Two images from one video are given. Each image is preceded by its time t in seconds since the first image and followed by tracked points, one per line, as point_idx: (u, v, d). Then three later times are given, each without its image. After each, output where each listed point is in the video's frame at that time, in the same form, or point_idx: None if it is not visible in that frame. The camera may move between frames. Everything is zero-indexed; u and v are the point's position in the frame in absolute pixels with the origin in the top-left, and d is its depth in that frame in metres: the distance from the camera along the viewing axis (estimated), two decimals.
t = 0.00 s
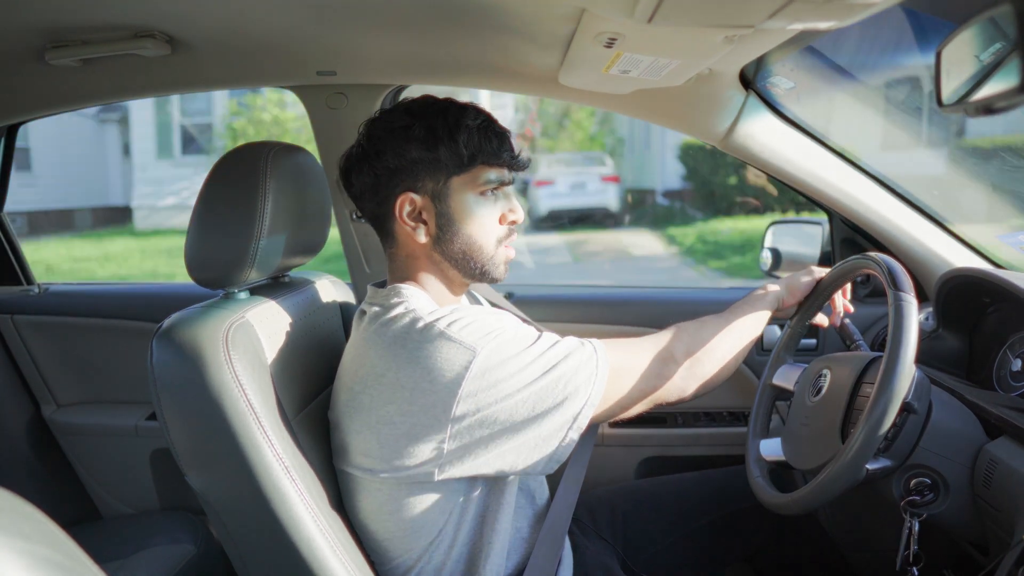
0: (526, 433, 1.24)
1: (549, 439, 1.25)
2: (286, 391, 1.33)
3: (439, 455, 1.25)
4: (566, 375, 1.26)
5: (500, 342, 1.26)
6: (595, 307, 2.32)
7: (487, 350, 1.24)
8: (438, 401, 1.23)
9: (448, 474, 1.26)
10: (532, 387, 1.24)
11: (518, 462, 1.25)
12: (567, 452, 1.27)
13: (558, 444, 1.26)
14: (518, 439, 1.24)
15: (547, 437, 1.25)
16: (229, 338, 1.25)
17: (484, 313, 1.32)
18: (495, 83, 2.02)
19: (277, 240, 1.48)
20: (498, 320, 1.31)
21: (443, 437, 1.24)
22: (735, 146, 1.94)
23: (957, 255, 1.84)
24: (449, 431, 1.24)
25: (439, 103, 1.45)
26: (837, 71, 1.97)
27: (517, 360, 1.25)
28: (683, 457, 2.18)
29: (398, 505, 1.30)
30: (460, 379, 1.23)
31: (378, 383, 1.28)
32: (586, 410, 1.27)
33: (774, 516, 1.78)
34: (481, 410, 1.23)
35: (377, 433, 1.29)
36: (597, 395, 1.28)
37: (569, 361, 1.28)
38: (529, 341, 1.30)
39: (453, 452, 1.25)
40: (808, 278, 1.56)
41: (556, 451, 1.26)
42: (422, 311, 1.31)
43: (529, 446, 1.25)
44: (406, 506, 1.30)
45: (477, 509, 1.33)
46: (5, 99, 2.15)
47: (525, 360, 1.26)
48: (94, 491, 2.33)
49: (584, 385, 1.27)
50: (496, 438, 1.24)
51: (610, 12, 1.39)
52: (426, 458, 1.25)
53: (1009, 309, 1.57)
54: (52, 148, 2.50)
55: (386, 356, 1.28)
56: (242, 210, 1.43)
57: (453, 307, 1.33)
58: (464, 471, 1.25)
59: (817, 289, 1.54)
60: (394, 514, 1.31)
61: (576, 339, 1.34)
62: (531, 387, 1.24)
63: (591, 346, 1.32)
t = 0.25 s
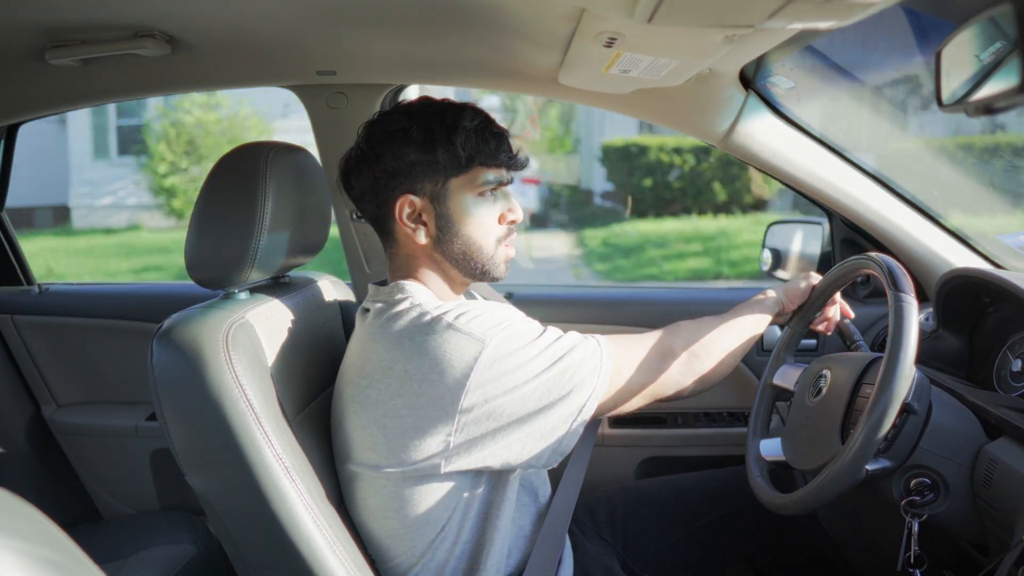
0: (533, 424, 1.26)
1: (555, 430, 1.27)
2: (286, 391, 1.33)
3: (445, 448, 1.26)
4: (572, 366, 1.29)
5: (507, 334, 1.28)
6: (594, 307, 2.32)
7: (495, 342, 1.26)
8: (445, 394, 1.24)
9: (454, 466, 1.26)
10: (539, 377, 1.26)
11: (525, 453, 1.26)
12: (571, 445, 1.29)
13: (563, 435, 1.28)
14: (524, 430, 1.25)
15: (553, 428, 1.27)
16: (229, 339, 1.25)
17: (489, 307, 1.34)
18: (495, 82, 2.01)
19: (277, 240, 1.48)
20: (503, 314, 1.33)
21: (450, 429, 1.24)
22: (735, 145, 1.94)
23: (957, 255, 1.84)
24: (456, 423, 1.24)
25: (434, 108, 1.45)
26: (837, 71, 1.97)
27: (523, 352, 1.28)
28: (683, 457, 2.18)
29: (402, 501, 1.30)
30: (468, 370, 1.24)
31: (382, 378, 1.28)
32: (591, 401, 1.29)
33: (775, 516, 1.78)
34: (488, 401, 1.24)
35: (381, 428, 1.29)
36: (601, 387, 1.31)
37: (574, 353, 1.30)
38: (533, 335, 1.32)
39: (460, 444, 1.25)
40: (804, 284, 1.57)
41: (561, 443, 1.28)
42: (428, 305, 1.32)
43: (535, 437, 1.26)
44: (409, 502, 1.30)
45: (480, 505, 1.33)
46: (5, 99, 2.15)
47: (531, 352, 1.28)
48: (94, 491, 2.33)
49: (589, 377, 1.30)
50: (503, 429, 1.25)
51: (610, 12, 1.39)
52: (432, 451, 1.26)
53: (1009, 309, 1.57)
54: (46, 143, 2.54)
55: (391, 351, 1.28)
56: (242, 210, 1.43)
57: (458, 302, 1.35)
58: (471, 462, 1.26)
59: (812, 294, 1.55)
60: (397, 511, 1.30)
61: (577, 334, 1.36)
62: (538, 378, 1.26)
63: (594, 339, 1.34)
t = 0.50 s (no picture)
0: (534, 419, 1.26)
1: (556, 425, 1.27)
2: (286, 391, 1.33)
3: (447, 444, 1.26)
4: (573, 361, 1.29)
5: (507, 331, 1.28)
6: (594, 307, 2.32)
7: (496, 338, 1.26)
8: (446, 391, 1.24)
9: (455, 463, 1.26)
10: (540, 373, 1.26)
11: (527, 449, 1.26)
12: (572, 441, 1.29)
13: (564, 430, 1.27)
14: (526, 426, 1.25)
15: (554, 423, 1.27)
16: (229, 339, 1.25)
17: (489, 305, 1.34)
18: (495, 82, 2.01)
19: (277, 240, 1.48)
20: (503, 311, 1.33)
21: (452, 426, 1.25)
22: (735, 145, 1.95)
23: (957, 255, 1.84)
24: (457, 421, 1.24)
25: (439, 105, 1.45)
26: (838, 72, 1.97)
27: (524, 349, 1.28)
28: (683, 457, 2.18)
29: (403, 499, 1.30)
30: (469, 367, 1.24)
31: (383, 377, 1.29)
32: (592, 396, 1.29)
33: (775, 516, 1.78)
34: (489, 397, 1.24)
35: (382, 426, 1.29)
36: (602, 383, 1.30)
37: (574, 347, 1.30)
38: (533, 331, 1.32)
39: (461, 441, 1.25)
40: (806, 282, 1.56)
41: (563, 438, 1.28)
42: (428, 304, 1.32)
43: (537, 433, 1.26)
44: (411, 500, 1.30)
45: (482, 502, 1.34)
46: (5, 99, 2.15)
47: (531, 348, 1.28)
48: (94, 491, 2.33)
49: (590, 371, 1.29)
50: (505, 426, 1.25)
51: (610, 12, 1.39)
52: (434, 447, 1.26)
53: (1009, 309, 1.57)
54: (45, 143, 2.56)
55: (392, 350, 1.29)
56: (242, 211, 1.43)
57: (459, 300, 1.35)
58: (473, 459, 1.26)
59: (814, 293, 1.54)
60: (398, 510, 1.30)
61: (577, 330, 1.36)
62: (539, 373, 1.26)
63: (594, 334, 1.34)
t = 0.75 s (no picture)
0: (531, 417, 1.25)
1: (555, 424, 1.26)
2: (286, 390, 1.33)
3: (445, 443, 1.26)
4: (572, 359, 1.28)
5: (506, 330, 1.28)
6: (594, 307, 2.32)
7: (494, 336, 1.26)
8: (444, 389, 1.24)
9: (454, 461, 1.26)
10: (538, 371, 1.26)
11: (526, 448, 1.26)
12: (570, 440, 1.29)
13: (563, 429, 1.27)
14: (524, 424, 1.25)
15: (553, 422, 1.26)
16: (229, 338, 1.25)
17: (488, 304, 1.34)
18: (494, 82, 2.01)
19: (277, 240, 1.48)
20: (502, 309, 1.33)
21: (450, 424, 1.25)
22: (735, 145, 1.95)
23: (957, 256, 1.83)
24: (456, 419, 1.25)
25: (435, 105, 1.46)
26: (837, 72, 1.97)
27: (523, 347, 1.28)
28: (682, 456, 2.18)
29: (403, 497, 1.30)
30: (467, 365, 1.24)
31: (382, 375, 1.29)
32: (592, 394, 1.29)
33: (774, 516, 1.78)
34: (487, 395, 1.24)
35: (381, 424, 1.29)
36: (601, 382, 1.30)
37: (574, 345, 1.30)
38: (533, 329, 1.32)
39: (460, 439, 1.26)
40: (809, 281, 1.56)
41: (561, 437, 1.28)
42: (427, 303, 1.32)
43: (536, 430, 1.26)
44: (410, 498, 1.30)
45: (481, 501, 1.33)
46: (4, 99, 2.15)
47: (530, 347, 1.28)
48: (94, 491, 2.33)
49: (588, 369, 1.29)
50: (503, 424, 1.25)
51: (610, 12, 1.39)
52: (433, 445, 1.26)
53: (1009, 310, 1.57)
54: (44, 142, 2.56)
55: (390, 348, 1.29)
56: (242, 210, 1.43)
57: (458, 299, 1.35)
58: (472, 457, 1.26)
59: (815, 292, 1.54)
60: (397, 508, 1.30)
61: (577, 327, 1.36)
62: (537, 371, 1.26)
63: (594, 332, 1.34)
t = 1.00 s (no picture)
0: (533, 419, 1.25)
1: (557, 425, 1.26)
2: (286, 391, 1.33)
3: (447, 444, 1.26)
4: (574, 361, 1.28)
5: (508, 331, 1.28)
6: (594, 307, 2.32)
7: (496, 338, 1.26)
8: (446, 391, 1.24)
9: (456, 462, 1.26)
10: (540, 373, 1.26)
11: (527, 449, 1.26)
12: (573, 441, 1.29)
13: (565, 431, 1.27)
14: (526, 426, 1.25)
15: (555, 423, 1.26)
16: (229, 339, 1.24)
17: (491, 305, 1.34)
18: (494, 82, 2.01)
19: (277, 240, 1.48)
20: (504, 310, 1.33)
21: (452, 426, 1.25)
22: (735, 146, 1.94)
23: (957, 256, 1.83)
24: (457, 421, 1.25)
25: (423, 105, 1.45)
26: (835, 72, 1.97)
27: (524, 348, 1.28)
28: (682, 457, 2.18)
29: (405, 499, 1.30)
30: (468, 367, 1.24)
31: (383, 377, 1.29)
32: (594, 395, 1.29)
33: (774, 516, 1.78)
34: (489, 397, 1.24)
35: (382, 425, 1.29)
36: (603, 383, 1.30)
37: (576, 346, 1.30)
38: (534, 331, 1.32)
39: (462, 441, 1.26)
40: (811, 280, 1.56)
41: (563, 438, 1.28)
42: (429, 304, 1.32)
43: (538, 432, 1.26)
44: (412, 499, 1.30)
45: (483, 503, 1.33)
46: (3, 99, 2.15)
47: (532, 348, 1.28)
48: (94, 491, 2.33)
49: (590, 371, 1.29)
50: (505, 425, 1.25)
51: (610, 13, 1.39)
52: (435, 447, 1.26)
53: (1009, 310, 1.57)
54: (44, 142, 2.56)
55: (392, 350, 1.29)
56: (242, 210, 1.43)
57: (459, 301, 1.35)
58: (473, 459, 1.26)
59: (816, 290, 1.54)
60: (399, 510, 1.31)
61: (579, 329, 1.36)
62: (539, 373, 1.26)
63: (596, 333, 1.34)
